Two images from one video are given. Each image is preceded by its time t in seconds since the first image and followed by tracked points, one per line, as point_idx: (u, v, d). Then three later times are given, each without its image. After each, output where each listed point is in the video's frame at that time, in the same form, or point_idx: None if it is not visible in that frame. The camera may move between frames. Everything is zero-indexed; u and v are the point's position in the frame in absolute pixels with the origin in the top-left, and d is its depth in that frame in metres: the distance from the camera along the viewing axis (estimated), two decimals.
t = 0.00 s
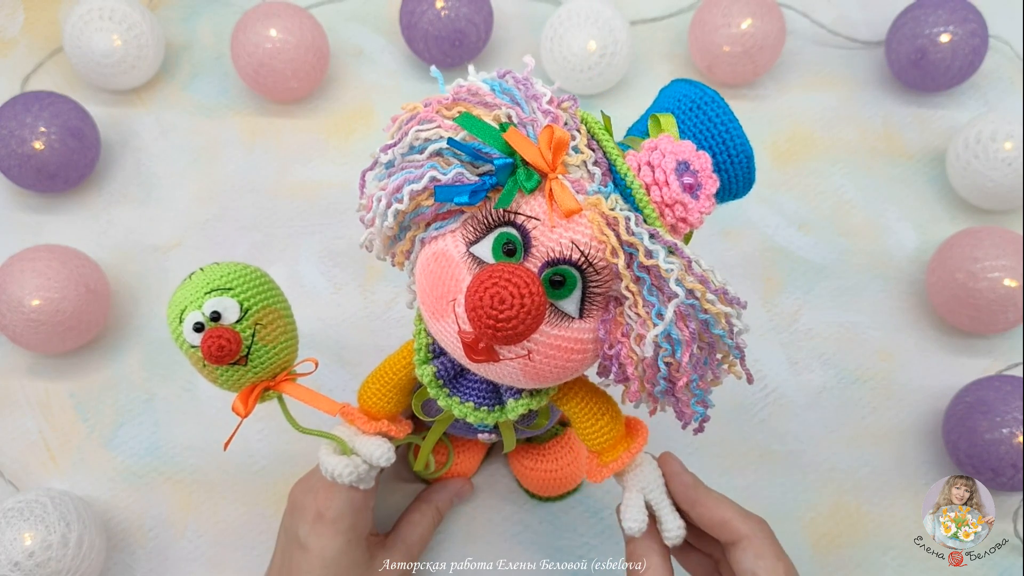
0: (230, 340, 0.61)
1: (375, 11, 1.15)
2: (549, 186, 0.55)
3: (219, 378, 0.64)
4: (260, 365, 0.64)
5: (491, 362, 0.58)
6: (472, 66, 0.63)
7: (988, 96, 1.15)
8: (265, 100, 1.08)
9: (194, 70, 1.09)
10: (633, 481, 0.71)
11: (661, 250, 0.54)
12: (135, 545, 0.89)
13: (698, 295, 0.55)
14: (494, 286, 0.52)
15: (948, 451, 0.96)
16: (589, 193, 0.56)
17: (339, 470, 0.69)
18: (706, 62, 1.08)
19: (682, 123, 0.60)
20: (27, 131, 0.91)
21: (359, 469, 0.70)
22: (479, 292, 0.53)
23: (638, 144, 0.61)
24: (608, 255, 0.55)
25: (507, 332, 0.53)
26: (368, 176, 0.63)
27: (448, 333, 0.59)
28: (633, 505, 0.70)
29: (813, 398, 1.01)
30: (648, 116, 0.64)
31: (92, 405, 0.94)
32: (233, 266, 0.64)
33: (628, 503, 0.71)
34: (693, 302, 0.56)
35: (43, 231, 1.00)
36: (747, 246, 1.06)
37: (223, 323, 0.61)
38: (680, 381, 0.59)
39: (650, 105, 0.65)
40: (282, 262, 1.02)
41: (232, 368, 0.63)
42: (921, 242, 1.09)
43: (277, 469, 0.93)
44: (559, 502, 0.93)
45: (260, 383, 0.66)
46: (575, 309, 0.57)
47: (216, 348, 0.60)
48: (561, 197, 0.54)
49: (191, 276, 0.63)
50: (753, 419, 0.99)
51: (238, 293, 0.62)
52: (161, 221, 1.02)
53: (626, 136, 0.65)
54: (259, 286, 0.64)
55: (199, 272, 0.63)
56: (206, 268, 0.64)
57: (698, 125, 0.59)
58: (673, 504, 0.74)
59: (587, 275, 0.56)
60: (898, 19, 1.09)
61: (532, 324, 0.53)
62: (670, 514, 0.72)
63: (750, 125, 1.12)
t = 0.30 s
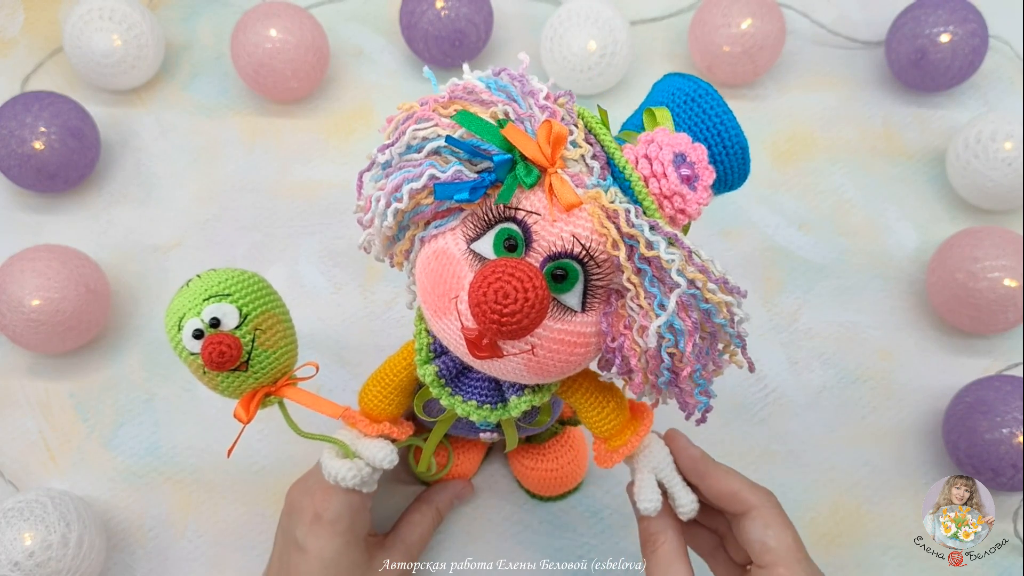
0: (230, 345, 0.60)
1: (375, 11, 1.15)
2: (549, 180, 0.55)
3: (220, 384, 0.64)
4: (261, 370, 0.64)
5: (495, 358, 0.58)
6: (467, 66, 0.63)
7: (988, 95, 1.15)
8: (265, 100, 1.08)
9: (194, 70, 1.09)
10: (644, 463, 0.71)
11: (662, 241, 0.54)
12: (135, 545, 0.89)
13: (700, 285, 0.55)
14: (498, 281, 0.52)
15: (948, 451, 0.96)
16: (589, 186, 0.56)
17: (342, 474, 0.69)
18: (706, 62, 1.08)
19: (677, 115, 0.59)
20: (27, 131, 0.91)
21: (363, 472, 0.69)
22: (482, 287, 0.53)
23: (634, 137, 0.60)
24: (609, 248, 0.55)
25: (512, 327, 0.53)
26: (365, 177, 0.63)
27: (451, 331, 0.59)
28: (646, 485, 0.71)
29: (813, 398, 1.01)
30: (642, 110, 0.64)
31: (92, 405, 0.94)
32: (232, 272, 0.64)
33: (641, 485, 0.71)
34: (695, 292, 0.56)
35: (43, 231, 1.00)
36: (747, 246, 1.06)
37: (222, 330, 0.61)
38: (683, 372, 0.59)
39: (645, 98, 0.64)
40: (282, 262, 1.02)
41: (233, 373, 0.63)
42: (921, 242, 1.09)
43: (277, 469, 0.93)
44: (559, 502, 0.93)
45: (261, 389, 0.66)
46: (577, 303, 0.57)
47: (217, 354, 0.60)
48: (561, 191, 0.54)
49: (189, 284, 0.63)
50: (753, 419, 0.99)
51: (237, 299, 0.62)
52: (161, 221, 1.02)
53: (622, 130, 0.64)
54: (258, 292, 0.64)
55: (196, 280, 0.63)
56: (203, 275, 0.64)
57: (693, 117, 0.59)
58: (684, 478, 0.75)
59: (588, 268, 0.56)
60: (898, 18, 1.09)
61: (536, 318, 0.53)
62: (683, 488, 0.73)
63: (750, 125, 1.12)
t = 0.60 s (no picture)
0: (230, 368, 0.59)
1: (375, 11, 1.15)
2: (545, 178, 0.55)
3: (220, 408, 0.62)
4: (261, 390, 0.63)
5: (501, 360, 0.58)
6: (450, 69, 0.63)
7: (988, 95, 1.15)
8: (265, 100, 1.08)
9: (194, 70, 1.09)
10: (659, 429, 0.73)
11: (661, 231, 0.54)
12: (135, 546, 0.89)
13: (700, 272, 0.56)
14: (502, 282, 0.52)
15: (948, 451, 0.96)
16: (584, 182, 0.56)
17: (350, 488, 0.67)
18: (706, 62, 1.08)
19: (663, 106, 0.60)
20: (27, 131, 0.91)
21: (371, 485, 0.68)
22: (488, 289, 0.53)
23: (622, 131, 0.60)
24: (608, 242, 0.55)
25: (519, 327, 0.53)
26: (356, 187, 0.63)
27: (455, 336, 0.59)
28: (665, 448, 0.73)
29: (813, 398, 1.01)
30: (626, 102, 0.64)
31: (92, 405, 0.94)
32: (223, 292, 0.62)
33: (659, 448, 0.73)
34: (695, 279, 0.56)
35: (44, 231, 1.00)
36: (747, 246, 1.06)
37: (219, 352, 0.60)
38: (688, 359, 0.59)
39: (628, 90, 0.64)
40: (282, 262, 1.02)
41: (234, 396, 0.62)
42: (921, 242, 1.09)
43: (277, 470, 0.93)
44: (559, 501, 0.93)
45: (263, 409, 0.65)
46: (580, 298, 0.57)
47: (217, 377, 0.59)
48: (558, 189, 0.54)
49: (180, 307, 0.62)
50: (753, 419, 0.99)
51: (232, 320, 0.61)
52: (161, 221, 1.02)
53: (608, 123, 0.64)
54: (252, 311, 0.62)
55: (187, 303, 0.61)
56: (194, 296, 0.62)
57: (679, 107, 0.59)
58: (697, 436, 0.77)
59: (589, 264, 0.56)
60: (898, 18, 1.09)
61: (543, 316, 0.53)
62: (698, 445, 0.75)
63: (749, 125, 1.12)
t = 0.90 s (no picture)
0: (231, 383, 0.59)
1: (375, 12, 1.15)
2: (538, 168, 0.55)
3: (223, 424, 0.62)
4: (262, 404, 0.63)
5: (505, 352, 0.58)
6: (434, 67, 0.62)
7: (988, 95, 1.15)
8: (265, 100, 1.08)
9: (194, 70, 1.09)
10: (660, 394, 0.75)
11: (655, 212, 0.54)
12: (135, 546, 0.89)
13: (696, 251, 0.56)
14: (504, 271, 0.52)
15: (948, 451, 0.96)
16: (576, 169, 0.56)
17: (358, 495, 0.68)
18: (706, 62, 1.08)
19: (647, 92, 0.60)
20: (27, 131, 0.91)
21: (379, 490, 0.69)
22: (490, 280, 0.52)
23: (607, 119, 0.60)
24: (604, 227, 0.55)
25: (524, 316, 0.53)
26: (347, 192, 0.63)
27: (457, 332, 0.59)
28: (669, 412, 0.75)
29: (813, 398, 1.01)
30: (609, 90, 0.64)
31: (92, 405, 0.94)
32: (217, 308, 0.62)
33: (663, 411, 0.76)
34: (692, 258, 0.56)
35: (44, 231, 1.00)
36: (747, 246, 1.06)
37: (219, 367, 0.60)
38: (690, 338, 0.59)
39: (610, 79, 0.64)
40: (282, 262, 1.02)
41: (236, 411, 0.61)
42: (921, 242, 1.09)
43: (277, 470, 0.93)
44: (558, 501, 0.93)
45: (265, 422, 0.65)
46: (579, 285, 0.57)
47: (219, 393, 0.59)
48: (552, 177, 0.54)
49: (174, 325, 0.61)
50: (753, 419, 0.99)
51: (230, 335, 0.60)
52: (161, 221, 1.02)
53: (592, 113, 0.64)
54: (248, 324, 0.62)
55: (182, 321, 0.61)
56: (187, 314, 0.62)
57: (662, 92, 0.60)
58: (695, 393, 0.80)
59: (586, 251, 0.57)
60: (898, 18, 1.09)
61: (547, 304, 0.53)
62: (698, 403, 0.78)
63: (749, 125, 1.12)
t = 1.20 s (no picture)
0: (232, 396, 0.59)
1: (375, 12, 1.15)
2: (538, 173, 0.55)
3: (225, 436, 0.62)
4: (263, 414, 0.63)
5: (508, 358, 0.58)
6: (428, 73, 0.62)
7: (988, 96, 1.15)
8: (265, 100, 1.08)
9: (194, 70, 1.09)
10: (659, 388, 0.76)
11: (656, 216, 0.54)
12: (135, 546, 0.89)
13: (697, 252, 0.56)
14: (507, 279, 0.52)
15: (948, 451, 0.96)
16: (575, 173, 0.56)
17: (362, 502, 0.68)
18: (706, 63, 1.08)
19: (642, 93, 0.60)
20: (27, 131, 0.91)
21: (383, 497, 0.69)
22: (493, 288, 0.52)
23: (604, 120, 0.60)
24: (605, 231, 0.55)
25: (528, 322, 0.53)
26: (343, 200, 0.62)
27: (460, 338, 0.59)
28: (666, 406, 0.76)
29: (814, 398, 1.01)
30: (604, 92, 0.64)
31: (92, 405, 0.94)
32: (215, 321, 0.62)
33: (661, 404, 0.76)
34: (694, 260, 0.56)
35: (44, 231, 1.00)
36: (747, 246, 1.06)
37: (220, 380, 0.60)
38: (693, 340, 0.59)
39: (605, 81, 0.65)
40: (282, 262, 1.02)
41: (237, 423, 0.62)
42: (922, 242, 1.09)
43: (277, 470, 0.93)
44: (559, 501, 0.93)
45: (267, 433, 0.65)
46: (581, 289, 0.57)
47: (221, 406, 0.59)
48: (553, 183, 0.54)
49: (172, 339, 0.61)
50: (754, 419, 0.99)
51: (229, 347, 0.60)
52: (161, 221, 1.02)
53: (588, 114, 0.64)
54: (247, 336, 0.62)
55: (180, 334, 0.61)
56: (185, 327, 0.62)
57: (657, 92, 0.60)
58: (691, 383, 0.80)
59: (588, 255, 0.57)
60: (898, 18, 1.09)
61: (550, 310, 0.53)
62: (695, 394, 0.78)
63: (749, 125, 1.12)
